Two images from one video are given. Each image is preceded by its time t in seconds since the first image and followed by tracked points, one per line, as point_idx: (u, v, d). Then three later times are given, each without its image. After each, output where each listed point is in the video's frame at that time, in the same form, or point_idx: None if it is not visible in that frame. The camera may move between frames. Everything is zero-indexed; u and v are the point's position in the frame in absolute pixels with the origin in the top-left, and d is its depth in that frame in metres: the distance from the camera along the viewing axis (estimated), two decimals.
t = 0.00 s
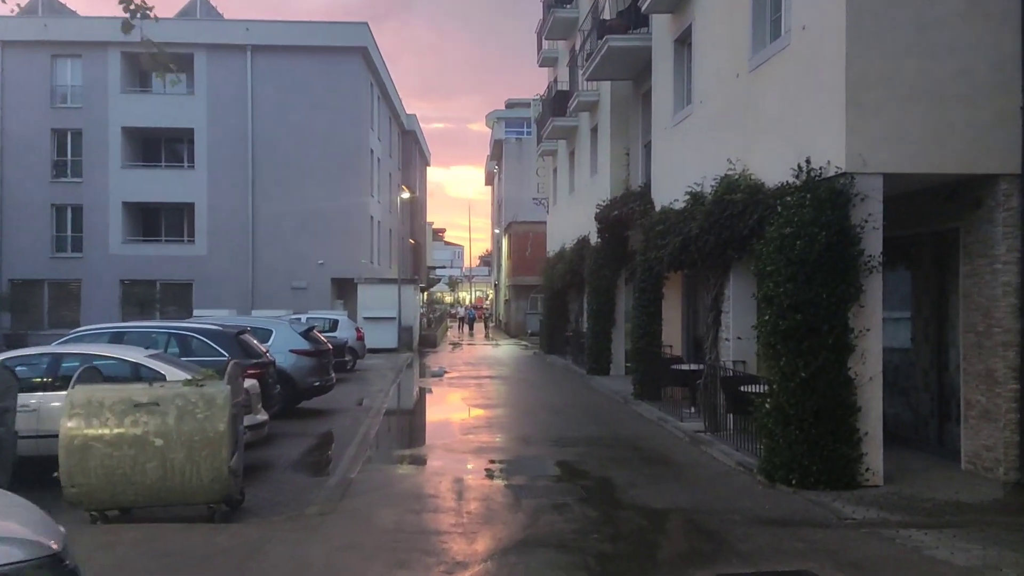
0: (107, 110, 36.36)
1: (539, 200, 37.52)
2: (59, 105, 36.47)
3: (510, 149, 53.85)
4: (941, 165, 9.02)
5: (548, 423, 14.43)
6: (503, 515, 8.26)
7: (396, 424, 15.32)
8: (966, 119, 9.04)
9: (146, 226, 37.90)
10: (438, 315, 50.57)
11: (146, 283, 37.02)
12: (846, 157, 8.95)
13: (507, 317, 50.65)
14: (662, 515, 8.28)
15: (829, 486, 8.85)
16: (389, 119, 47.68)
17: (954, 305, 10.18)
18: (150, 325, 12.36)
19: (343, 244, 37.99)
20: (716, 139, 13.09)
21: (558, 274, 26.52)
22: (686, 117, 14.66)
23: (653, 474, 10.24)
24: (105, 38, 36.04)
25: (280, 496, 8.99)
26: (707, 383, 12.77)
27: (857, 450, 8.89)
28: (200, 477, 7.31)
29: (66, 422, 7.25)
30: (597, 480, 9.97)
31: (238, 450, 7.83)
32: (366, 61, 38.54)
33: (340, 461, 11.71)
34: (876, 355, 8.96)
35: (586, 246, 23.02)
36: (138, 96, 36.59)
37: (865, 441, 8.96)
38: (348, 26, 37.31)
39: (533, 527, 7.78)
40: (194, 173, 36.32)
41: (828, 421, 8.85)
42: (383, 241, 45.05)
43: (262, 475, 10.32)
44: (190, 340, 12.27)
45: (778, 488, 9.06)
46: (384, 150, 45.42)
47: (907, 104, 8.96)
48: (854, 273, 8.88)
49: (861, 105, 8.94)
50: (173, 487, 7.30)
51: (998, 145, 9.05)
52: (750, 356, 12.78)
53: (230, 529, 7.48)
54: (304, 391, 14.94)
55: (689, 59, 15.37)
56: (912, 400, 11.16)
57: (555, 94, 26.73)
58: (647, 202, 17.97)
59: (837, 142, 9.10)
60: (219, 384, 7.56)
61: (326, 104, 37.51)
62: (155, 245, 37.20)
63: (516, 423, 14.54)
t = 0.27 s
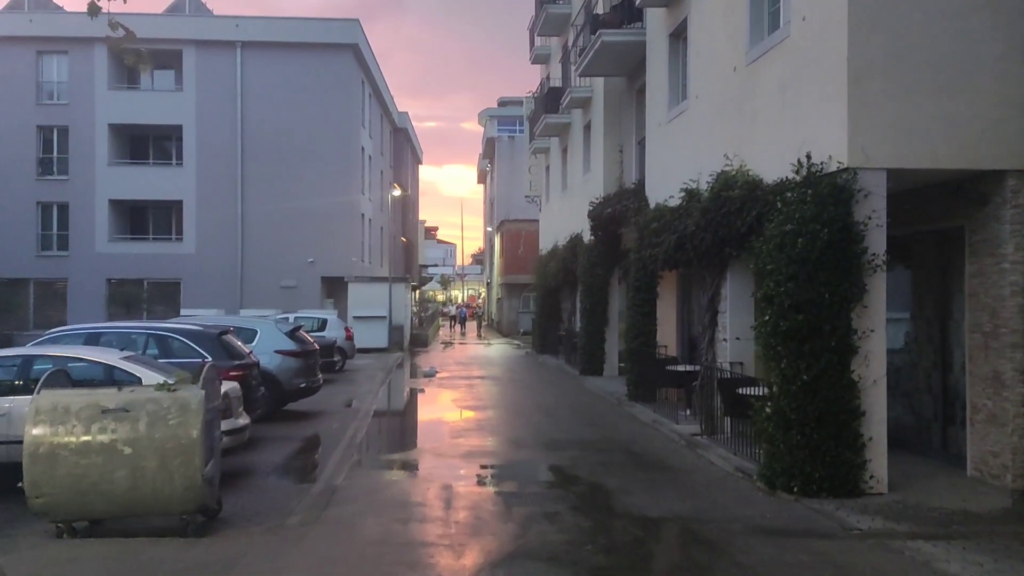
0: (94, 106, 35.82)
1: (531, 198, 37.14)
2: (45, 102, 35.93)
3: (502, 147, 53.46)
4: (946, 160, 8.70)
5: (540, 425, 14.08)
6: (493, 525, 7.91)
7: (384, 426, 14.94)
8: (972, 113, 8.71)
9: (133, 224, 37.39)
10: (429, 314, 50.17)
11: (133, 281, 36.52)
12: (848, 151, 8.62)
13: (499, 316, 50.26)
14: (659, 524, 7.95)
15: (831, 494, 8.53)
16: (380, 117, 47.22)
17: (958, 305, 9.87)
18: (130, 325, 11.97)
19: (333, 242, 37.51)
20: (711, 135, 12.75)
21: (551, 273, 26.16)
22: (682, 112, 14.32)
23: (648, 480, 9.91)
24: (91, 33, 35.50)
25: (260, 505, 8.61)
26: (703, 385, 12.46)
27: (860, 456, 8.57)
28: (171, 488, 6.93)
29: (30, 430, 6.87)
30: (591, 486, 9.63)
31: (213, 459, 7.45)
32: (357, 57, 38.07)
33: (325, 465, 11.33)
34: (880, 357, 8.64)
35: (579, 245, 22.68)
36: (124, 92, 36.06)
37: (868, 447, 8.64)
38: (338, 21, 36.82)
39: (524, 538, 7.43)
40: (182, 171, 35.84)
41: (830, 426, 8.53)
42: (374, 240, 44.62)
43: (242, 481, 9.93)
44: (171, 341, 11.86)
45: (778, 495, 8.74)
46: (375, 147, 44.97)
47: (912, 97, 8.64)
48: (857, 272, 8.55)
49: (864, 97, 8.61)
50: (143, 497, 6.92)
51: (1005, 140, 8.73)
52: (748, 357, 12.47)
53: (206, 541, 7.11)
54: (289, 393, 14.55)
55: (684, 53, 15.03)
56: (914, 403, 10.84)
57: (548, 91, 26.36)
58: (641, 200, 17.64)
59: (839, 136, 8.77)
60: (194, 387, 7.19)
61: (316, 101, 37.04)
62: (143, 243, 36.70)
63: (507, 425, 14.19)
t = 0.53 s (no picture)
0: (84, 104, 35.39)
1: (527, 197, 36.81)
2: (35, 100, 35.51)
3: (497, 146, 53.10)
4: (958, 156, 8.40)
5: (536, 429, 13.75)
6: (488, 535, 7.59)
7: (377, 429, 14.59)
8: (985, 107, 8.41)
9: (124, 222, 36.98)
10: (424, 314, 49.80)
11: (124, 281, 36.11)
12: (857, 147, 8.33)
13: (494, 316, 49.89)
14: (661, 534, 7.64)
15: (839, 502, 8.24)
16: (374, 115, 46.82)
17: (968, 306, 9.58)
18: (114, 326, 11.61)
19: (326, 242, 37.12)
20: (712, 131, 12.45)
21: (547, 273, 25.83)
22: (681, 108, 14.01)
23: (648, 486, 9.60)
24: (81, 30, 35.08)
25: (245, 514, 8.26)
26: (703, 388, 12.17)
27: (869, 462, 8.28)
28: (150, 499, 6.59)
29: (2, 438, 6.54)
30: (589, 493, 9.32)
31: (195, 467, 7.11)
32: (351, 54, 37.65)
33: (315, 471, 10.98)
34: (890, 360, 8.34)
35: (576, 244, 22.35)
36: (115, 90, 35.64)
37: (877, 453, 8.35)
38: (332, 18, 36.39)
39: (520, 550, 7.11)
40: (173, 169, 35.43)
41: (837, 431, 8.23)
42: (368, 239, 44.23)
43: (228, 488, 9.58)
44: (155, 342, 11.49)
45: (784, 503, 8.45)
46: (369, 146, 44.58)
47: (923, 90, 8.34)
48: (866, 272, 8.26)
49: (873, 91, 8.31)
50: (119, 508, 6.57)
51: (1019, 136, 8.44)
52: (749, 359, 12.18)
53: (187, 554, 6.76)
54: (279, 395, 14.21)
55: (684, 48, 14.72)
56: (921, 406, 10.56)
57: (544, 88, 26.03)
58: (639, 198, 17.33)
59: (847, 131, 8.47)
60: (175, 392, 6.85)
61: (309, 99, 36.62)
62: (133, 242, 36.29)
63: (503, 429, 13.86)
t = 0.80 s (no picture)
0: (76, 101, 34.97)
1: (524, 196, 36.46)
2: (27, 97, 35.12)
3: (493, 144, 52.77)
4: (975, 149, 8.09)
5: (535, 431, 13.43)
6: (486, 545, 7.27)
7: (371, 431, 14.25)
8: (1002, 99, 8.09)
9: (117, 221, 36.57)
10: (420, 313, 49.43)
11: (116, 280, 35.72)
12: (869, 140, 8.02)
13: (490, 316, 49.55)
14: (666, 543, 7.33)
15: (850, 509, 7.93)
16: (369, 113, 46.44)
17: (982, 306, 9.27)
18: (99, 325, 11.24)
19: (321, 241, 36.74)
20: (715, 126, 12.14)
21: (545, 271, 25.50)
22: (683, 103, 13.69)
23: (651, 492, 9.30)
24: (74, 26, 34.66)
25: (232, 523, 7.92)
26: (706, 389, 11.86)
27: (881, 468, 7.96)
28: (131, 509, 6.25)
29: None
30: (591, 499, 9.00)
31: (178, 474, 6.77)
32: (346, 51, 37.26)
33: (307, 475, 10.64)
34: (904, 361, 8.02)
35: (574, 243, 22.02)
36: (107, 86, 35.23)
37: (890, 457, 8.03)
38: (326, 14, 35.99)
39: (520, 561, 6.79)
40: (166, 167, 35.05)
41: (849, 435, 7.92)
42: (363, 238, 43.86)
43: (216, 494, 9.24)
44: (141, 342, 11.13)
45: (793, 510, 8.14)
46: (364, 144, 44.22)
47: (937, 80, 8.03)
48: (880, 270, 7.93)
49: (886, 81, 7.99)
50: (98, 518, 6.23)
51: None
52: (754, 360, 11.87)
53: (169, 568, 6.43)
54: (271, 396, 13.86)
55: (685, 42, 14.40)
56: (932, 409, 10.26)
57: (541, 84, 25.71)
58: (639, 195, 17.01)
59: (860, 123, 8.15)
60: (157, 395, 6.51)
61: (303, 95, 36.21)
62: (126, 240, 35.88)
63: (501, 431, 13.53)
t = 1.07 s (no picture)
0: (68, 99, 34.57)
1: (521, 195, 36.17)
2: (18, 95, 34.73)
3: (490, 144, 52.48)
4: (990, 142, 7.81)
5: (533, 435, 13.12)
6: (483, 554, 6.96)
7: (366, 434, 13.93)
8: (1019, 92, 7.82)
9: (110, 221, 36.19)
10: (415, 314, 49.10)
11: (109, 280, 35.32)
12: (881, 133, 7.75)
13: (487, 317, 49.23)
14: (670, 552, 7.03)
15: (861, 516, 7.63)
16: (365, 112, 46.12)
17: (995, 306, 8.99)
18: (85, 326, 10.91)
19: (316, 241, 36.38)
20: (718, 122, 11.86)
21: (542, 271, 25.21)
22: (685, 99, 13.41)
23: (653, 498, 9.00)
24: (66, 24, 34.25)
25: (219, 532, 7.60)
26: (708, 391, 11.58)
27: (893, 474, 7.66)
28: (110, 520, 5.94)
29: None
30: (592, 505, 8.70)
31: (161, 482, 6.45)
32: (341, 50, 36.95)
33: (299, 480, 10.33)
34: (916, 363, 7.73)
35: (572, 243, 21.73)
36: (100, 84, 34.84)
37: (902, 463, 7.74)
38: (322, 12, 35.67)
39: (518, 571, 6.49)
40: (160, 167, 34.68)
41: (860, 439, 7.62)
42: (359, 238, 43.52)
43: (202, 501, 8.92)
44: (127, 343, 10.80)
45: (802, 517, 7.84)
46: (360, 143, 43.91)
47: (951, 71, 7.76)
48: (892, 268, 7.64)
49: (897, 72, 7.72)
50: (75, 529, 5.91)
51: None
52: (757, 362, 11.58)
53: None
54: (263, 399, 13.53)
55: (686, 37, 14.13)
56: (941, 411, 9.99)
57: (538, 82, 25.42)
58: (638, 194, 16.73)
59: (871, 116, 7.88)
60: (136, 399, 6.19)
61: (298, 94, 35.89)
62: (118, 240, 35.49)
63: (498, 434, 13.22)
